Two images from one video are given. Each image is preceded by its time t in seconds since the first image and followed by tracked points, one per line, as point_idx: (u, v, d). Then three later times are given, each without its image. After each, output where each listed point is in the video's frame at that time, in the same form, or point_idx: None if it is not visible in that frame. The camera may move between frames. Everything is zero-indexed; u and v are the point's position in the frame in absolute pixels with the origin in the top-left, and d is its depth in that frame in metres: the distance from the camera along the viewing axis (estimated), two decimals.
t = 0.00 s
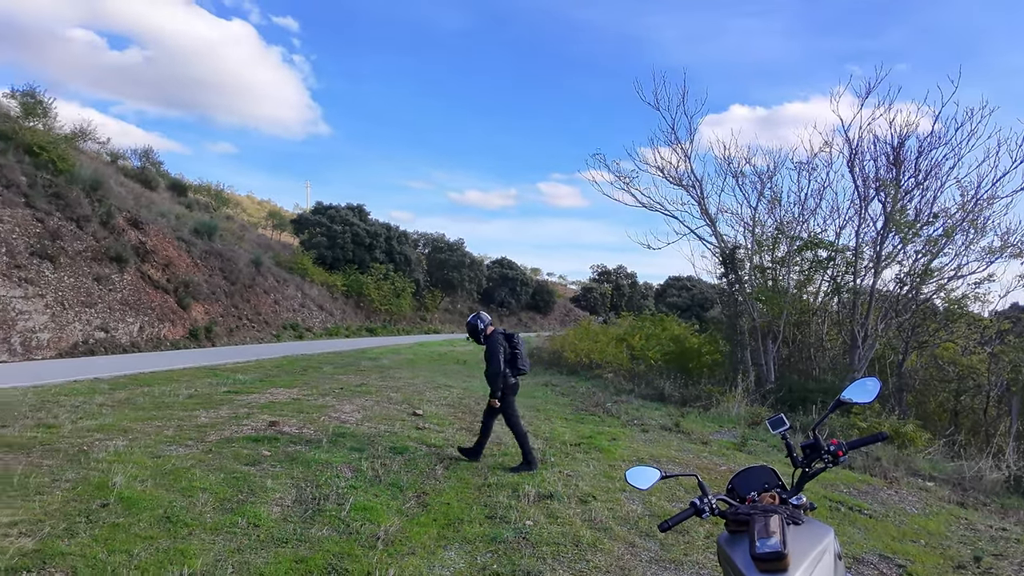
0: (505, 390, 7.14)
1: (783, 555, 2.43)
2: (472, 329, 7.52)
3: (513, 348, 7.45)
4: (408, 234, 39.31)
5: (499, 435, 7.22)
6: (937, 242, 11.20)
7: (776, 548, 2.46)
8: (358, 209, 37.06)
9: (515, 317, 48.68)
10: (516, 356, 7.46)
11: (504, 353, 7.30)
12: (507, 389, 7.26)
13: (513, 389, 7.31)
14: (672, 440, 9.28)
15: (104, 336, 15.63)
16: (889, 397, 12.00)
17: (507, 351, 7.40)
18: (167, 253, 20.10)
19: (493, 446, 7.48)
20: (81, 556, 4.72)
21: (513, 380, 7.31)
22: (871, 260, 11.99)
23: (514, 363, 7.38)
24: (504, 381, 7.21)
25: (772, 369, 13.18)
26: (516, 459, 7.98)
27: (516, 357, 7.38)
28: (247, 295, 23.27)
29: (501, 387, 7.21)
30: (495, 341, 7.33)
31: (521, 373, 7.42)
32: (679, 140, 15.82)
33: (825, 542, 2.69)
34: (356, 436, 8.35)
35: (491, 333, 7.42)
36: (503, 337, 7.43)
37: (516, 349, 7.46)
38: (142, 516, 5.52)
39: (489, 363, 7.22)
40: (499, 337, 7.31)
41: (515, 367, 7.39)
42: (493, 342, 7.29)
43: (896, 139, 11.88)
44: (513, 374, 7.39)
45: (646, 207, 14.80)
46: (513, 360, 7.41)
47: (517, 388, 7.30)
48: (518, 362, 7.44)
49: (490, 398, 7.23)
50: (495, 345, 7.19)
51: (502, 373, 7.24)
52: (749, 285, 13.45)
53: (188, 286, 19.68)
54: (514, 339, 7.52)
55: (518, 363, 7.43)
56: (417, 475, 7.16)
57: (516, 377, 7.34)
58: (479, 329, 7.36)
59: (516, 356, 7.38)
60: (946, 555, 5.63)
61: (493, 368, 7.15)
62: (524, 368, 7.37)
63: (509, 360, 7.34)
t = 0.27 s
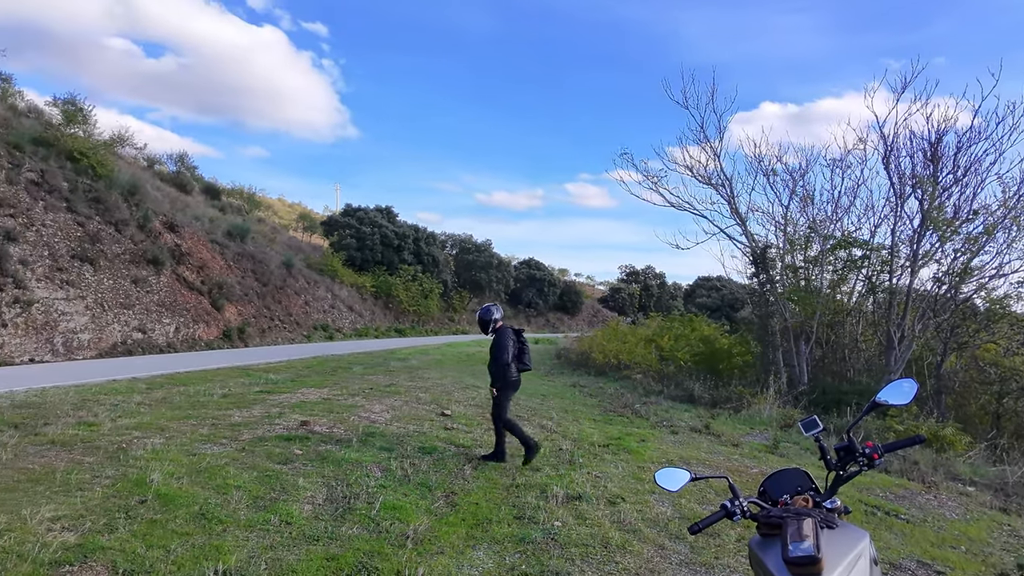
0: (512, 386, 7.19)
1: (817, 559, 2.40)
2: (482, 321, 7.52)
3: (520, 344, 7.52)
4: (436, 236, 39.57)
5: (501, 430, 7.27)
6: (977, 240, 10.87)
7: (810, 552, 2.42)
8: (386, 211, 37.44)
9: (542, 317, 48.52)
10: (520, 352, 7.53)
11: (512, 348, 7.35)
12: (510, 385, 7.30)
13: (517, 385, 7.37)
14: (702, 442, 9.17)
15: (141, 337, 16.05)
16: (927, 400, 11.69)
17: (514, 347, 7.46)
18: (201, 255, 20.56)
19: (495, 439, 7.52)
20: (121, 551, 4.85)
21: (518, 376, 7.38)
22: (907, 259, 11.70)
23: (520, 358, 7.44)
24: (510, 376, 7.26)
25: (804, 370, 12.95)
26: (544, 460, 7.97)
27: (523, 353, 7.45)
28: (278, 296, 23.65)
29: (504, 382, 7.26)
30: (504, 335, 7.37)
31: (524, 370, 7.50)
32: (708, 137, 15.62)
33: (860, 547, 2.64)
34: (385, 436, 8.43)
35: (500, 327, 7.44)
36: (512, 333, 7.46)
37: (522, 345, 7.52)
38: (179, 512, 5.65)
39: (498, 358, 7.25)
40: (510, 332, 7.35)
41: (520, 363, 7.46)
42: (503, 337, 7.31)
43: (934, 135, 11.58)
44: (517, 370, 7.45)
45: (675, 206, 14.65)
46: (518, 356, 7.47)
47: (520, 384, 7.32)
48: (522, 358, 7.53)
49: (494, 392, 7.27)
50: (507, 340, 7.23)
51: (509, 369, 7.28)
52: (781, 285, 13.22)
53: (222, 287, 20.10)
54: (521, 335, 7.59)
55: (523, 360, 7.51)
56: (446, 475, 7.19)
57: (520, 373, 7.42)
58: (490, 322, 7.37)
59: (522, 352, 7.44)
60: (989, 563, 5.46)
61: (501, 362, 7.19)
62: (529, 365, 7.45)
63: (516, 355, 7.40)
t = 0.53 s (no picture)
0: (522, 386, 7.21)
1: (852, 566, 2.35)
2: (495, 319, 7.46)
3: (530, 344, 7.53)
4: (462, 237, 39.75)
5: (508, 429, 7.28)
6: (1018, 238, 10.53)
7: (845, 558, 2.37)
8: (413, 213, 37.75)
9: (569, 317, 48.69)
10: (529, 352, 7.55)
11: (524, 349, 7.36)
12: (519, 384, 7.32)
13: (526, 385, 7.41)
14: (732, 444, 9.04)
15: (176, 337, 16.42)
16: (966, 401, 11.37)
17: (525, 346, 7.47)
18: (233, 257, 20.96)
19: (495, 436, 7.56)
20: (157, 547, 4.96)
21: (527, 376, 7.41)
22: (944, 257, 11.42)
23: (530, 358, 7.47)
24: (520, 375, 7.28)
25: (837, 372, 12.69)
26: (571, 461, 7.95)
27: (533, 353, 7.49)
28: (308, 297, 23.99)
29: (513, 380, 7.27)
30: (516, 335, 7.38)
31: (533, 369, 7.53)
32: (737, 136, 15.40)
33: (895, 553, 2.58)
34: (413, 436, 8.49)
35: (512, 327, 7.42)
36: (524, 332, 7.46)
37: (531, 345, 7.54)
38: (212, 510, 5.76)
39: (510, 357, 7.25)
40: (522, 332, 7.35)
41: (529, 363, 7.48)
42: (515, 337, 7.30)
43: (972, 130, 11.26)
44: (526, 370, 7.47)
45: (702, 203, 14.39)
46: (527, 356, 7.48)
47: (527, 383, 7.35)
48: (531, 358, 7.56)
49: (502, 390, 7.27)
50: (519, 340, 7.24)
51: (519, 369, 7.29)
52: (812, 285, 12.94)
53: (253, 289, 20.47)
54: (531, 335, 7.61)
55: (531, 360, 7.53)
56: (473, 475, 7.21)
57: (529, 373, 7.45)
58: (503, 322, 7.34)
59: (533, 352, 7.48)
60: None
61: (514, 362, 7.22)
62: (538, 364, 7.50)
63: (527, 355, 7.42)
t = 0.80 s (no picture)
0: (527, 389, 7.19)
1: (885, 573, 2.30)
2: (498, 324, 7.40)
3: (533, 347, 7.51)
4: (488, 238, 39.86)
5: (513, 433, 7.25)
6: None
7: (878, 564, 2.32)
8: (439, 215, 37.98)
9: (595, 318, 48.73)
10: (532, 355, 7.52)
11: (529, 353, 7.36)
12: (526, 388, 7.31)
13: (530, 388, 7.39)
14: (761, 447, 8.90)
15: (207, 338, 16.74)
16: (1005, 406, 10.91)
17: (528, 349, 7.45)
18: (262, 259, 21.31)
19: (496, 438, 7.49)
20: (189, 544, 5.06)
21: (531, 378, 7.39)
22: (982, 257, 11.08)
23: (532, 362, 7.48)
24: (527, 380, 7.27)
25: (870, 374, 12.41)
26: (597, 463, 7.90)
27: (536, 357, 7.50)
28: (335, 299, 24.28)
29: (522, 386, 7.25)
30: (519, 339, 7.36)
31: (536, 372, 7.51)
32: (766, 136, 15.21)
33: (930, 559, 2.52)
34: (439, 436, 8.53)
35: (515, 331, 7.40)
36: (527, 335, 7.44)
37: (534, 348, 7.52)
38: (242, 508, 5.85)
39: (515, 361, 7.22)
40: (526, 335, 7.32)
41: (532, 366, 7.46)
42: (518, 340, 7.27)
43: (1011, 125, 10.92)
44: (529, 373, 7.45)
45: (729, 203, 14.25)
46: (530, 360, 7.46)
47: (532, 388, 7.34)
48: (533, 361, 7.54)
49: (507, 394, 7.24)
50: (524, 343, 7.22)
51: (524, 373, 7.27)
52: (844, 285, 12.69)
53: (281, 291, 20.79)
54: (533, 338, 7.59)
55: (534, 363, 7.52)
56: (499, 476, 7.21)
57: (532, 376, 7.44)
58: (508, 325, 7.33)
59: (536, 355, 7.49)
60: None
61: (522, 367, 7.21)
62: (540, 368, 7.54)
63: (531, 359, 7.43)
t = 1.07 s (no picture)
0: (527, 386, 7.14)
1: None
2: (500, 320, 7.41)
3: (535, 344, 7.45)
4: (510, 240, 39.91)
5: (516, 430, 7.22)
6: None
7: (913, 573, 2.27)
8: (462, 217, 38.17)
9: (618, 320, 48.65)
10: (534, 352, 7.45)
11: (530, 350, 7.31)
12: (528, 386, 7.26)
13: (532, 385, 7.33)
14: (789, 451, 8.76)
15: (235, 340, 17.01)
16: None
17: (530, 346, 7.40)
18: (288, 262, 21.59)
19: (519, 441, 7.48)
20: (218, 542, 5.13)
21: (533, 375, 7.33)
22: (1017, 257, 10.87)
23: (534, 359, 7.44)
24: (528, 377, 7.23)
25: (901, 376, 12.17)
26: (622, 465, 7.85)
27: (537, 354, 7.44)
28: (360, 301, 24.52)
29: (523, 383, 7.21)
30: (520, 335, 7.33)
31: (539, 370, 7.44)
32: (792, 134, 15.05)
33: (966, 567, 2.46)
34: (463, 438, 8.55)
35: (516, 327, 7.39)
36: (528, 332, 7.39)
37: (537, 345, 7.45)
38: (270, 507, 5.93)
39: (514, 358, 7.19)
40: (526, 332, 7.28)
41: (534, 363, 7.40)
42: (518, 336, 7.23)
43: None
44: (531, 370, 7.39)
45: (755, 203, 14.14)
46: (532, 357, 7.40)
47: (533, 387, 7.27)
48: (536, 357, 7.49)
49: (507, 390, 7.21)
50: (523, 340, 7.17)
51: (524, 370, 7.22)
52: (874, 286, 12.48)
53: (307, 293, 21.07)
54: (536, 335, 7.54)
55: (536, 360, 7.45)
56: (523, 478, 7.20)
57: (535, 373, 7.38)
58: (510, 321, 7.33)
59: (537, 353, 7.44)
60: None
61: (521, 365, 7.14)
62: (542, 365, 7.49)
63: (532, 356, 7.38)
